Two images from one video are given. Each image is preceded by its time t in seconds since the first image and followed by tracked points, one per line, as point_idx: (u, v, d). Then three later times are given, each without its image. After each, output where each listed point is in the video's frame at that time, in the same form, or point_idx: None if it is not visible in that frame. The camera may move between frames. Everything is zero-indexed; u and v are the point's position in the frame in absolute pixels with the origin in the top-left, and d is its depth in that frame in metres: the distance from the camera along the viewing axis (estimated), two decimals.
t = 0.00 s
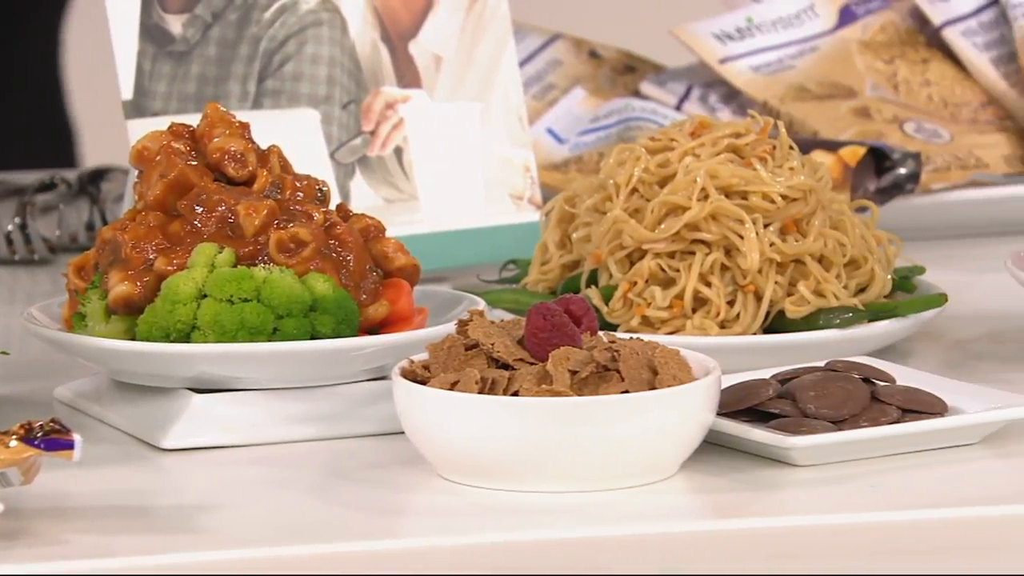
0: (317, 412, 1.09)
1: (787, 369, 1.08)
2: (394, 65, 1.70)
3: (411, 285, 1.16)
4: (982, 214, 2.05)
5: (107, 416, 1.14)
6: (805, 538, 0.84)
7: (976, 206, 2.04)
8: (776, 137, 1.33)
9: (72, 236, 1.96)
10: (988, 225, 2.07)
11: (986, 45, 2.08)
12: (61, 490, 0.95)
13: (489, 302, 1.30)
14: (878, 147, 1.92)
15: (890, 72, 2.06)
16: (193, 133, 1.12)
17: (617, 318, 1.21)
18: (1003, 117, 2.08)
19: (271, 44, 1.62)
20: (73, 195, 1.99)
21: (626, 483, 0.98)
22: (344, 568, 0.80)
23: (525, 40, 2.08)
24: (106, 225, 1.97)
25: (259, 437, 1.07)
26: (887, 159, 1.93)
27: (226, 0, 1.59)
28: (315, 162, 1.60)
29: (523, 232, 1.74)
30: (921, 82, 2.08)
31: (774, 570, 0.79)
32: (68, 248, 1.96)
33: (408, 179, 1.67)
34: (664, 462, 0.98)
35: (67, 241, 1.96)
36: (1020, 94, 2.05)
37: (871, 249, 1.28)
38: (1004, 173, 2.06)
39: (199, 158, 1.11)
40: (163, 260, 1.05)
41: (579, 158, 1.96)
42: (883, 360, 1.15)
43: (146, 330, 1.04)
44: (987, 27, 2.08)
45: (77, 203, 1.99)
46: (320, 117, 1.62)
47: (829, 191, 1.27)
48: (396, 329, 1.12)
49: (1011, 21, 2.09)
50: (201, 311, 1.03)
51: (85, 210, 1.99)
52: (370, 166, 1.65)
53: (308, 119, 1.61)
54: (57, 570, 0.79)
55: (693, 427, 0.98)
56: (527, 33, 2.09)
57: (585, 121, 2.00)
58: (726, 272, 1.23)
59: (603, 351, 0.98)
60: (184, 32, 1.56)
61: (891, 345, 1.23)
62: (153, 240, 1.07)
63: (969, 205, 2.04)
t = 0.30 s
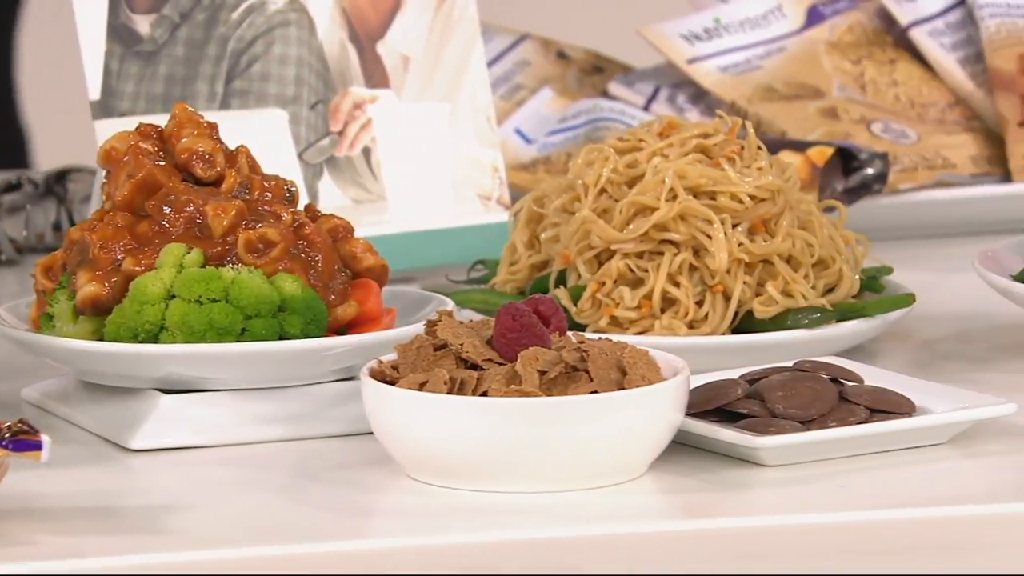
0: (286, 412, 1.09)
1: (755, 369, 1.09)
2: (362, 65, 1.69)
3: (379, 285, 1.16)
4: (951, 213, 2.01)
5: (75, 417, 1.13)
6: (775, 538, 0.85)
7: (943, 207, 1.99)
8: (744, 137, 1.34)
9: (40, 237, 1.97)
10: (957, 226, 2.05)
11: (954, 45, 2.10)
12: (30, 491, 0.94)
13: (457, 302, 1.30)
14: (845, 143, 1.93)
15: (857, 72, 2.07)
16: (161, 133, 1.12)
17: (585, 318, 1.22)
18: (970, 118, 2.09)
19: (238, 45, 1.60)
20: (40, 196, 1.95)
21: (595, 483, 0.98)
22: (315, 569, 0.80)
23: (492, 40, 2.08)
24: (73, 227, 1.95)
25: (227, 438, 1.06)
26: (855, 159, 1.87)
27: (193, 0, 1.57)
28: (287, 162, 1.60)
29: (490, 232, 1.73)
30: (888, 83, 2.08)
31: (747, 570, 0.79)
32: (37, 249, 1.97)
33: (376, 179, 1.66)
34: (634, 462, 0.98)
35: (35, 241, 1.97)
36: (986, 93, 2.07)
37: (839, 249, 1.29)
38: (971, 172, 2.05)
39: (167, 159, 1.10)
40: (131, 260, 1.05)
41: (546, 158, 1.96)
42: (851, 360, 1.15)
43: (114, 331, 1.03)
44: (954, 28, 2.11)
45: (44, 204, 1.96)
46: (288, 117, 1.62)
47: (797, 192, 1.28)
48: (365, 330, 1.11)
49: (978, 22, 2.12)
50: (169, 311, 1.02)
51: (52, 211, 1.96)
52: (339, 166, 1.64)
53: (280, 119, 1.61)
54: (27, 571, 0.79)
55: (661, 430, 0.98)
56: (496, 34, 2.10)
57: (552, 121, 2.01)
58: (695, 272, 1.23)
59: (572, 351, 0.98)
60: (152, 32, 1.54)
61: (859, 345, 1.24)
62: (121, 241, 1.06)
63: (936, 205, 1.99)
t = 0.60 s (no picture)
0: (253, 413, 1.08)
1: (722, 369, 1.09)
2: (329, 66, 1.69)
3: (347, 286, 1.16)
4: (918, 213, 2.03)
5: (40, 417, 1.12)
6: (744, 537, 0.85)
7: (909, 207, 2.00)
8: (711, 138, 1.34)
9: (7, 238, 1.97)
10: (925, 225, 2.07)
11: (920, 45, 2.11)
12: None
13: (425, 303, 1.30)
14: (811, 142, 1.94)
15: (824, 72, 2.07)
16: (129, 134, 1.11)
17: (553, 319, 1.22)
18: (937, 118, 2.12)
19: (205, 45, 1.59)
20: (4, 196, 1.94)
21: (564, 483, 0.98)
22: (288, 569, 0.80)
23: (460, 40, 2.09)
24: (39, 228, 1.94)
25: (194, 439, 1.06)
26: (822, 159, 1.88)
27: None
28: (253, 161, 1.57)
29: (458, 232, 1.73)
30: (854, 83, 2.09)
31: (721, 570, 0.79)
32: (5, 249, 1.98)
33: (343, 179, 1.66)
34: (602, 462, 0.98)
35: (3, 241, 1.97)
36: (952, 94, 2.09)
37: (807, 249, 1.30)
38: (936, 172, 2.06)
39: (134, 159, 1.10)
40: (99, 261, 1.04)
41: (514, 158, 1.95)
42: (818, 360, 1.16)
43: (81, 332, 1.03)
44: (920, 28, 2.13)
45: (10, 203, 1.95)
46: (255, 118, 1.59)
47: (765, 192, 1.28)
48: (332, 330, 1.11)
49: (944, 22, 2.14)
50: (136, 312, 1.01)
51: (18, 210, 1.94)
52: (306, 166, 1.63)
53: (247, 119, 1.59)
54: None
55: (629, 431, 0.98)
56: (463, 35, 2.10)
57: (519, 122, 2.01)
58: (662, 272, 1.24)
59: (540, 351, 0.98)
60: (119, 32, 1.52)
61: (826, 345, 1.25)
62: (88, 241, 1.05)
63: (903, 205, 2.01)
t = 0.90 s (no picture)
0: (220, 414, 1.08)
1: (690, 369, 1.10)
2: (296, 66, 1.67)
3: (314, 286, 1.15)
4: (887, 211, 2.06)
5: (8, 417, 1.12)
6: (711, 538, 0.86)
7: (875, 207, 2.04)
8: (679, 138, 1.35)
9: None
10: (892, 225, 2.09)
11: (886, 46, 2.12)
12: None
13: (392, 303, 1.30)
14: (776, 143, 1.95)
15: (790, 73, 2.09)
16: (95, 134, 1.10)
17: (521, 319, 1.23)
18: (902, 119, 2.13)
19: (172, 45, 1.60)
20: None
21: (534, 483, 0.98)
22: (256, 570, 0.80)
23: (427, 40, 2.08)
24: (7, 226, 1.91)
25: (161, 439, 1.06)
26: (788, 160, 1.89)
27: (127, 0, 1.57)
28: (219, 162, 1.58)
29: (424, 231, 1.69)
30: (820, 83, 2.10)
31: (692, 570, 0.80)
32: None
33: (310, 180, 1.64)
34: (571, 462, 0.99)
35: None
36: (917, 94, 2.11)
37: (774, 249, 1.31)
38: (903, 173, 2.09)
39: (101, 160, 1.09)
40: (65, 261, 1.03)
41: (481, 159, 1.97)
42: (784, 360, 1.17)
43: (47, 333, 1.02)
44: (886, 29, 2.14)
45: None
46: (220, 118, 1.60)
47: (732, 192, 1.29)
48: (299, 331, 1.11)
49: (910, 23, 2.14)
50: (103, 312, 1.01)
51: None
52: (273, 166, 1.62)
53: (213, 119, 1.59)
54: None
55: (596, 431, 0.98)
56: (428, 35, 2.10)
57: (486, 122, 2.02)
58: (630, 272, 1.24)
59: (508, 351, 0.98)
60: (85, 33, 1.55)
61: (794, 345, 1.26)
62: (55, 242, 1.05)
63: (868, 206, 2.04)
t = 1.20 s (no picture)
0: (188, 415, 1.07)
1: (657, 370, 1.10)
2: (263, 66, 1.66)
3: (281, 286, 1.16)
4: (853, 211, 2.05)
5: None
6: (680, 538, 0.86)
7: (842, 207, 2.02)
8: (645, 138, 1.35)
9: None
10: (858, 225, 2.09)
11: (852, 46, 2.14)
12: None
13: (359, 303, 1.29)
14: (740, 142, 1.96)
15: (757, 73, 2.10)
16: (62, 134, 1.10)
17: (488, 319, 1.23)
18: (868, 119, 2.16)
19: (138, 45, 1.58)
20: None
21: (504, 483, 0.98)
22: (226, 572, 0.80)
23: (393, 40, 2.08)
24: None
25: (128, 440, 1.06)
26: (755, 161, 1.90)
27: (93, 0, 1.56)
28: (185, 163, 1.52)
29: (391, 231, 1.68)
30: (787, 84, 2.11)
31: (665, 571, 0.80)
32: None
33: (277, 180, 1.62)
34: (539, 462, 0.99)
35: None
36: (883, 95, 2.12)
37: (740, 249, 1.32)
38: (869, 172, 2.10)
39: (67, 160, 1.09)
40: (31, 262, 1.04)
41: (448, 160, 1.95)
42: (750, 360, 1.17)
43: (13, 334, 1.02)
44: (852, 29, 2.16)
45: None
46: (187, 117, 1.57)
47: (699, 193, 1.30)
48: (266, 331, 1.11)
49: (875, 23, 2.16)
50: (70, 313, 1.01)
51: None
52: (239, 166, 1.59)
53: (178, 119, 1.56)
54: None
55: (564, 430, 0.98)
56: (395, 36, 2.09)
57: (453, 122, 2.02)
58: (597, 272, 1.24)
59: (475, 351, 0.98)
60: (50, 33, 1.53)
61: (760, 345, 1.27)
62: (21, 242, 1.05)
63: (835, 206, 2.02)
